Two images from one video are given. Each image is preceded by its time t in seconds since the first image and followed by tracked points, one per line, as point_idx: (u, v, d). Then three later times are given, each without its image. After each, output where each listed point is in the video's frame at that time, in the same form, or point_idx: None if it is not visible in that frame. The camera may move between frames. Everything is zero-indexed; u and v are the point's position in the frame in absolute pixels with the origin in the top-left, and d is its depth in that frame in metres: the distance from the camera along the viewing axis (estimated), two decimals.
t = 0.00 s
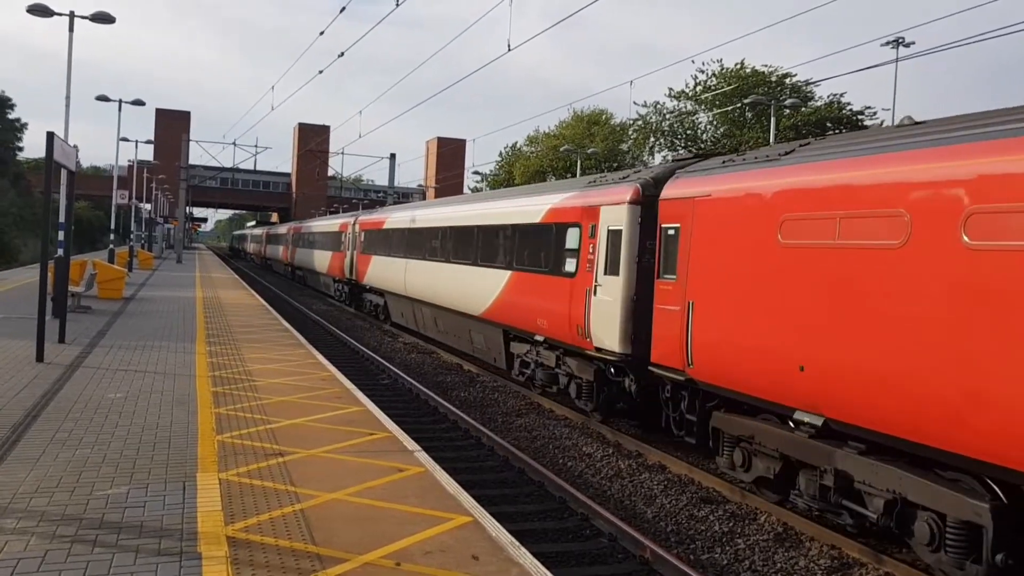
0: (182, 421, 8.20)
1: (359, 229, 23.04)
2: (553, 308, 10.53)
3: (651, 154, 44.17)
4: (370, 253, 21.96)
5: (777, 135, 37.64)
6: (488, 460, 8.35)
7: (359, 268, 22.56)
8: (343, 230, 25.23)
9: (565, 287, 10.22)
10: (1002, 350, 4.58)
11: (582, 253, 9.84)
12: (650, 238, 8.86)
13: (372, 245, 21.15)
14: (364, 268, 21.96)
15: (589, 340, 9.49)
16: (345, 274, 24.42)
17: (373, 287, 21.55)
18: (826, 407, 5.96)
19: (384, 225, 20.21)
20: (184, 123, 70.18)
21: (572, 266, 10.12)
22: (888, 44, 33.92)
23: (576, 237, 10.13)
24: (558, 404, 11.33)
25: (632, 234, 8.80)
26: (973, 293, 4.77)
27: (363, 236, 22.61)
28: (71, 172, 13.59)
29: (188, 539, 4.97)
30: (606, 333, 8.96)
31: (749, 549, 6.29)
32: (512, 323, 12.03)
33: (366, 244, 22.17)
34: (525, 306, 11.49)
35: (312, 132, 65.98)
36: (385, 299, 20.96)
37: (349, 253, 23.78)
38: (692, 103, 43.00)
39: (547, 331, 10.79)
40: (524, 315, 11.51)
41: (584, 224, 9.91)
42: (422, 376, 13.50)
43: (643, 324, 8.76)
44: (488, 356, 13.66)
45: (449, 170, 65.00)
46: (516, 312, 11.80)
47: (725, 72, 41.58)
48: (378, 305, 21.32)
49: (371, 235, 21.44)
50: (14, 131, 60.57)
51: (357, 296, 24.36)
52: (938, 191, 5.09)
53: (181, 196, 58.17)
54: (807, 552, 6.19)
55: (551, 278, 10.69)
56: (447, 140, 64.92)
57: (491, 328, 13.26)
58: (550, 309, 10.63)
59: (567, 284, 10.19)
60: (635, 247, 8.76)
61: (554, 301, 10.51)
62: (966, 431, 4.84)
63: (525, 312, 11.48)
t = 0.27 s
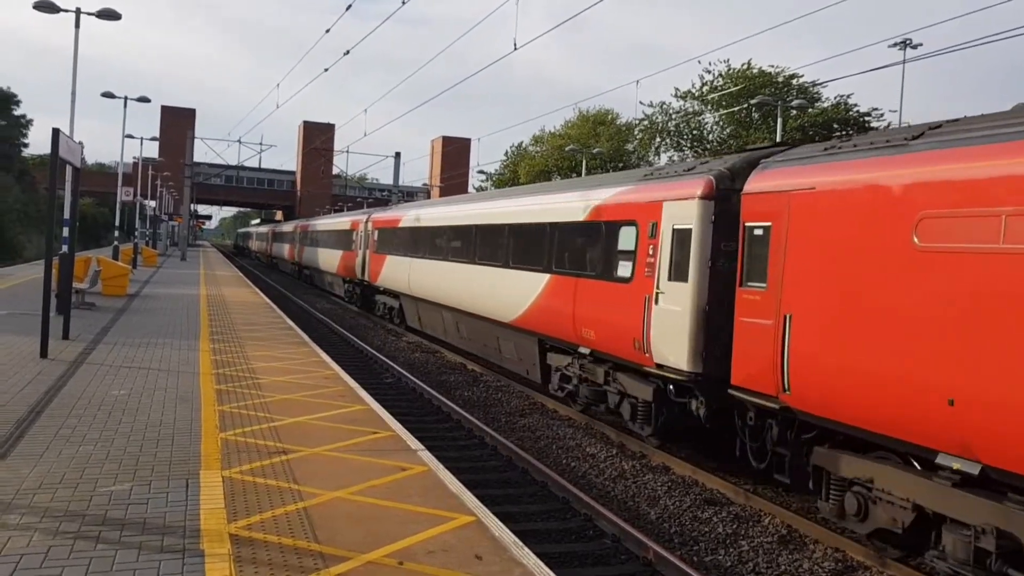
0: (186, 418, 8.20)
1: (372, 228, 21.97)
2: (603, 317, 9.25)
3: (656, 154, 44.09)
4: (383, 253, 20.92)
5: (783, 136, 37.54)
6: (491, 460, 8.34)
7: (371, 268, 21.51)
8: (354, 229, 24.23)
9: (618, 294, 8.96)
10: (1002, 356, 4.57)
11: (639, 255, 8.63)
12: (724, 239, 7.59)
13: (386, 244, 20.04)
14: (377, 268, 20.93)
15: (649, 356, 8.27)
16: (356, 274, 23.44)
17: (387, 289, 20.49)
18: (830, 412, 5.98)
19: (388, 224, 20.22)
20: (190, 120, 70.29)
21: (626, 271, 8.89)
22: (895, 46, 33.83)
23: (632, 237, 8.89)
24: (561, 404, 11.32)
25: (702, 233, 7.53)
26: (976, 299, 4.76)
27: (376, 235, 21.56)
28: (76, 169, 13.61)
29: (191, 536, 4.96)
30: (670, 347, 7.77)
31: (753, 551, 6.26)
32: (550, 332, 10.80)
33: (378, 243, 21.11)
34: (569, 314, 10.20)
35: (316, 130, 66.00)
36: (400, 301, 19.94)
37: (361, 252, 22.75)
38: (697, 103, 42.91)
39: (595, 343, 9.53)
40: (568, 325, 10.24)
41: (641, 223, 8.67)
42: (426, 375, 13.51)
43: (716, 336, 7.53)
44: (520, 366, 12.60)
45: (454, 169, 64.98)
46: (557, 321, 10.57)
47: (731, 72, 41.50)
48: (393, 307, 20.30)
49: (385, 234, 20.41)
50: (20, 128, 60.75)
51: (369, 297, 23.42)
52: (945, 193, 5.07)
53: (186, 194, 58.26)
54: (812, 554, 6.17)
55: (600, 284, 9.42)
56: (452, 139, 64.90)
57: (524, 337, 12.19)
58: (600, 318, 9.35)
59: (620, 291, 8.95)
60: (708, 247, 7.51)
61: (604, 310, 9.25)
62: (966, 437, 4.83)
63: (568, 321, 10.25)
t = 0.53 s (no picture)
0: (194, 418, 8.26)
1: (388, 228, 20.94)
2: (669, 330, 8.06)
3: (663, 155, 44.06)
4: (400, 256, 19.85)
5: (789, 137, 37.47)
6: (498, 460, 8.36)
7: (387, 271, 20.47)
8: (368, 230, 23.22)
9: (686, 302, 7.78)
10: (1003, 360, 4.58)
11: (713, 259, 7.45)
12: (828, 241, 6.47)
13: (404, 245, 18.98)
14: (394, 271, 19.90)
15: (729, 376, 7.10)
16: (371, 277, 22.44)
17: (404, 292, 19.44)
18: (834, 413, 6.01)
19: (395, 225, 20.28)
20: (198, 121, 70.56)
21: (697, 278, 7.71)
22: (902, 47, 33.72)
23: (703, 238, 7.70)
24: (568, 404, 11.34)
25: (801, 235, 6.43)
26: (979, 301, 4.77)
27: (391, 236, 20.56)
28: (85, 170, 13.68)
29: (199, 534, 5.00)
30: (758, 366, 6.63)
31: (759, 551, 6.27)
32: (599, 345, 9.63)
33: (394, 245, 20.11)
34: (624, 325, 8.97)
35: (324, 131, 66.16)
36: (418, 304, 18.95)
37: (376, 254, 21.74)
38: (704, 104, 42.87)
39: (657, 359, 8.34)
40: (623, 337, 9.03)
41: (717, 221, 7.47)
42: (432, 375, 13.54)
43: (814, 354, 6.40)
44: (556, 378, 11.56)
45: (461, 170, 65.06)
46: (607, 332, 9.37)
47: (738, 73, 41.44)
48: (411, 311, 19.33)
49: (402, 235, 19.41)
50: (30, 129, 61.07)
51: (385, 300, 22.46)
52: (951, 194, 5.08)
53: (194, 194, 58.46)
54: (818, 555, 6.17)
55: (663, 291, 8.24)
56: (459, 140, 64.99)
57: (561, 345, 11.12)
58: (664, 331, 8.16)
59: (689, 299, 7.76)
60: (806, 250, 6.40)
61: (669, 322, 8.05)
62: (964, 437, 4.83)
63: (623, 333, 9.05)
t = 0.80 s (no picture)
0: (197, 415, 8.27)
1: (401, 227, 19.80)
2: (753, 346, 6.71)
3: (666, 154, 44.01)
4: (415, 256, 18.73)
5: (792, 135, 37.39)
6: (500, 458, 8.36)
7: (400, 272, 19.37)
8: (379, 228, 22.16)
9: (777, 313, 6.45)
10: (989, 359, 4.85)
11: (813, 261, 6.13)
12: (974, 241, 5.17)
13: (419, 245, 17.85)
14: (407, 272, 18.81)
15: (839, 405, 5.82)
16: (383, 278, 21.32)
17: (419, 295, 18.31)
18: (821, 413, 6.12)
19: (398, 223, 20.29)
20: (201, 120, 70.62)
21: (791, 284, 6.38)
22: (905, 45, 33.64)
23: (799, 235, 6.36)
24: (570, 402, 11.34)
25: None
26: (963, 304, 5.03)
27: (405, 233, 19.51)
28: (88, 168, 13.68)
29: (202, 532, 5.01)
30: (876, 395, 5.41)
31: (761, 550, 6.26)
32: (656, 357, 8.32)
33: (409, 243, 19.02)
34: (689, 336, 7.64)
35: (326, 129, 66.20)
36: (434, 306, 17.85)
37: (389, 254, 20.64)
38: (707, 102, 42.81)
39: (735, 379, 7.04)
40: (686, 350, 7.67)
41: (817, 216, 6.14)
42: (435, 374, 13.53)
43: (954, 378, 5.13)
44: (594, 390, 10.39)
45: (463, 168, 65.04)
46: (664, 344, 8.05)
47: (740, 71, 41.38)
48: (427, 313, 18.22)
49: (417, 233, 18.34)
50: (33, 127, 61.14)
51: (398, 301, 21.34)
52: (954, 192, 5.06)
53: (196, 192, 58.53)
54: (821, 553, 6.16)
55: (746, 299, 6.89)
56: (461, 138, 64.96)
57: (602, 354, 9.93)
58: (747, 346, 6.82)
59: (780, 310, 6.43)
60: (947, 253, 5.13)
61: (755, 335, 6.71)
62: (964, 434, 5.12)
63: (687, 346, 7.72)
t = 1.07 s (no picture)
0: (198, 414, 8.27)
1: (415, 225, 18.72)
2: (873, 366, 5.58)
3: (667, 153, 43.98)
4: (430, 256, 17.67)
5: (794, 134, 37.35)
6: (501, 457, 8.36)
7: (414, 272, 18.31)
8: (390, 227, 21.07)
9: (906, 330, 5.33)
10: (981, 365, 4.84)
11: (961, 270, 4.97)
12: None
13: (434, 244, 16.79)
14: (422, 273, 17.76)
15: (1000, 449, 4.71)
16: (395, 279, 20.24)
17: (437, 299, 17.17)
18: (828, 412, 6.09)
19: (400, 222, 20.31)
20: (202, 118, 70.67)
21: (927, 294, 5.22)
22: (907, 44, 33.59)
23: (864, 235, 5.78)
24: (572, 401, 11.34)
25: None
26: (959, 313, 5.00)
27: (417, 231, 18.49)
28: (90, 167, 13.69)
29: (204, 531, 5.01)
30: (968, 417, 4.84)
31: (763, 549, 6.25)
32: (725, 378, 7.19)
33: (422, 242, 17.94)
34: (779, 353, 6.45)
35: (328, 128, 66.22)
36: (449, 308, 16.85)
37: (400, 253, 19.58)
38: (708, 102, 42.78)
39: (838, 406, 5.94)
40: (775, 371, 6.51)
41: (894, 215, 5.52)
42: (436, 372, 13.54)
43: None
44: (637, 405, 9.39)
45: (465, 167, 65.04)
46: (741, 361, 6.90)
47: (742, 70, 41.35)
48: (441, 316, 17.20)
49: (432, 231, 17.30)
50: (35, 126, 61.20)
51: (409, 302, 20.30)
52: (955, 192, 5.07)
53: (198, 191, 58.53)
54: (822, 553, 6.15)
55: (860, 312, 5.74)
56: (462, 137, 64.96)
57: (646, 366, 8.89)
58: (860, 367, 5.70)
59: (912, 326, 5.29)
60: None
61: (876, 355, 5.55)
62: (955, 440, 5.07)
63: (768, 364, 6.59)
